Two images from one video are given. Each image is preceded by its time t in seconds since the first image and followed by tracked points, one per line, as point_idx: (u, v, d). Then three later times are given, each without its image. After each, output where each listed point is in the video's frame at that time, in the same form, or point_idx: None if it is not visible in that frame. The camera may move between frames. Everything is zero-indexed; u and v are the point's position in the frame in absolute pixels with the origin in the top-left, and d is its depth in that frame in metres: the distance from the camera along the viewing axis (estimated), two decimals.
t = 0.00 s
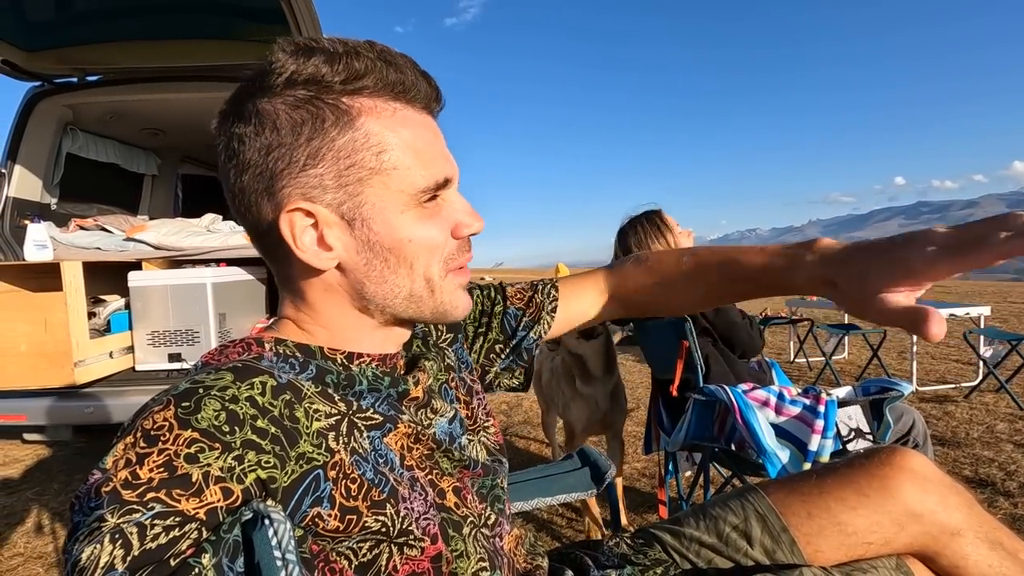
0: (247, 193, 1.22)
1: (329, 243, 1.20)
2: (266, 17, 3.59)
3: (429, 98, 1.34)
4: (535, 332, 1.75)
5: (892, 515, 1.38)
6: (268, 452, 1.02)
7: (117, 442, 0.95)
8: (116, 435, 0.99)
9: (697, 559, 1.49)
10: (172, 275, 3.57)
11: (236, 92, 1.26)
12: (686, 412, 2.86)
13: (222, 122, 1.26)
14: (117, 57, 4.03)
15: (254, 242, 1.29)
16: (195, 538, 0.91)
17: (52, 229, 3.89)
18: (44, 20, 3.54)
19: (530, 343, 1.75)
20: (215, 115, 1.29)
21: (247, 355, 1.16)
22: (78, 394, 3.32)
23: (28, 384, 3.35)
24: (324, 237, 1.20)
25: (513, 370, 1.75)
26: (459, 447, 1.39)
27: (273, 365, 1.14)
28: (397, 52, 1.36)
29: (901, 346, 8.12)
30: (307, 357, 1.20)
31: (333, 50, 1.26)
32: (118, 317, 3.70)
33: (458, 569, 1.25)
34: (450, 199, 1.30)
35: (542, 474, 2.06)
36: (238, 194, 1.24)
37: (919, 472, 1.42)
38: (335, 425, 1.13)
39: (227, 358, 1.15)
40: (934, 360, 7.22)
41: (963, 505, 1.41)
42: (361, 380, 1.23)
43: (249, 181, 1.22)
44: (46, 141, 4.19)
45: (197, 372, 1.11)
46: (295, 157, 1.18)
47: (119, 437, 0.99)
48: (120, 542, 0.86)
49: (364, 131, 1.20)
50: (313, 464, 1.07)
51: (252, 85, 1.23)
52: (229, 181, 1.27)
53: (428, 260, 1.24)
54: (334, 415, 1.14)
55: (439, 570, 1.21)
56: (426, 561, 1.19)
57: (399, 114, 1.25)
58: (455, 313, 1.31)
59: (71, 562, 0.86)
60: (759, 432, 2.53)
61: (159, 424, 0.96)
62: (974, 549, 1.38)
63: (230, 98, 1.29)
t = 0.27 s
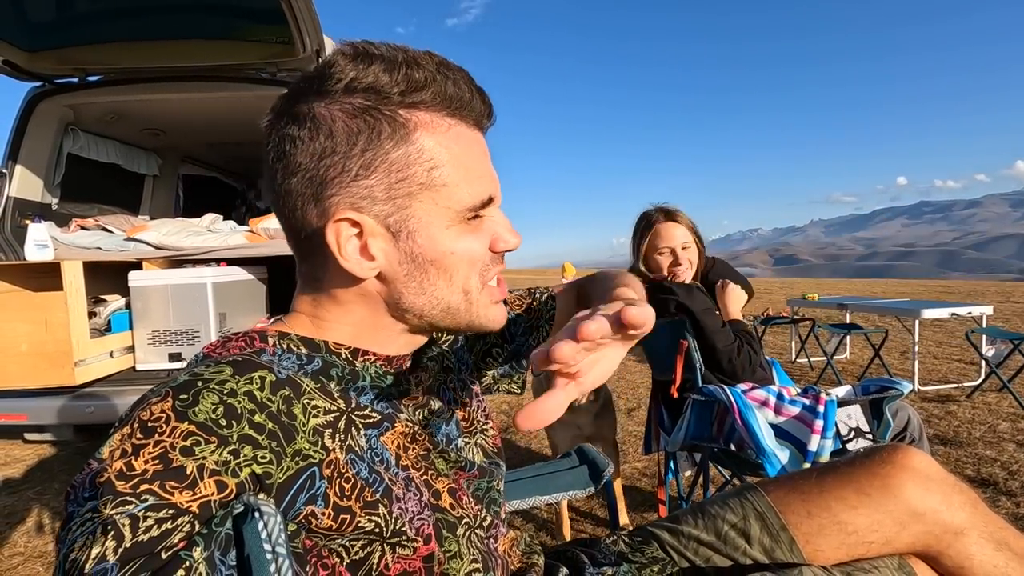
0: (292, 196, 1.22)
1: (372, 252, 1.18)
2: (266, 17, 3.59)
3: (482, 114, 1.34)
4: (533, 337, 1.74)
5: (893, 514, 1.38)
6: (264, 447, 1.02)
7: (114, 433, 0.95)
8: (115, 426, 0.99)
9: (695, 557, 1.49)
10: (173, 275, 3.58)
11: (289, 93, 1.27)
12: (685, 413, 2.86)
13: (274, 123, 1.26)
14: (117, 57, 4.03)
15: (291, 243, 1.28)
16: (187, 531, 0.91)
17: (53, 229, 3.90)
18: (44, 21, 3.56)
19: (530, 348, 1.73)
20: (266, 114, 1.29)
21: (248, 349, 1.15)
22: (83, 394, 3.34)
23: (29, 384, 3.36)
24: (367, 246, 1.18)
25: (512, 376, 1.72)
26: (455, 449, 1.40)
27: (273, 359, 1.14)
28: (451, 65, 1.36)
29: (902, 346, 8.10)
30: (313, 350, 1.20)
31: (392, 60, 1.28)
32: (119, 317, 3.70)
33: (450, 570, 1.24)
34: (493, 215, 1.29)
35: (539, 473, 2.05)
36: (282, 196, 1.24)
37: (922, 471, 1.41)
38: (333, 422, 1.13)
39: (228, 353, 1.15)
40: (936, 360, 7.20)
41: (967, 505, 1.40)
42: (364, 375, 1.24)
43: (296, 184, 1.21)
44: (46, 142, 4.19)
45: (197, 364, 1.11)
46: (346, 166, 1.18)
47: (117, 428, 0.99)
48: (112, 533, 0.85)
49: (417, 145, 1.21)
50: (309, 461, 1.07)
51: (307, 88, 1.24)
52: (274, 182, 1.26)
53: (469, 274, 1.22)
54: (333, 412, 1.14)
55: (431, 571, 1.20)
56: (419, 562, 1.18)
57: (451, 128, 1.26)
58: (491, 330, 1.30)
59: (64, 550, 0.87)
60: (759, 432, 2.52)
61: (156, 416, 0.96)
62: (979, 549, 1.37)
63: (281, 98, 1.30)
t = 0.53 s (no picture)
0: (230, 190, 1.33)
1: (261, 245, 1.23)
2: (266, 18, 3.59)
3: (372, 100, 1.23)
4: (527, 349, 1.83)
5: (894, 520, 1.37)
6: (255, 455, 1.01)
7: (104, 441, 0.94)
8: (106, 434, 0.99)
9: (694, 565, 1.47)
10: (174, 277, 3.57)
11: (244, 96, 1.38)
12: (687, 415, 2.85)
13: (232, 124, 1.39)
14: (118, 59, 4.03)
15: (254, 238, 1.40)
16: (177, 542, 0.91)
17: (54, 231, 3.90)
18: (44, 22, 3.56)
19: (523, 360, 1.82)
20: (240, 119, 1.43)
21: (239, 356, 1.15)
22: (80, 395, 3.30)
23: (30, 386, 3.36)
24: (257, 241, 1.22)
25: (506, 385, 1.80)
26: (450, 458, 1.39)
27: (265, 367, 1.13)
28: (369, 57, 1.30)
29: (906, 347, 8.07)
30: (300, 360, 1.20)
31: (301, 52, 1.27)
32: (119, 318, 3.70)
33: None
34: (380, 212, 1.20)
35: (540, 478, 2.04)
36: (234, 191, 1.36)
37: (922, 476, 1.41)
38: (326, 430, 1.12)
39: (219, 360, 1.14)
40: (940, 361, 7.18)
41: (967, 509, 1.40)
42: (352, 385, 1.23)
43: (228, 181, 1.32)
44: (47, 143, 4.20)
45: (189, 372, 1.10)
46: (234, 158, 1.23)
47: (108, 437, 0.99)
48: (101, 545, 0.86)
49: (274, 133, 1.17)
50: (300, 469, 1.06)
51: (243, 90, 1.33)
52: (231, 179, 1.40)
53: (328, 272, 1.16)
54: (325, 420, 1.13)
55: None
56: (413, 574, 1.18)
57: (317, 114, 1.17)
58: (377, 343, 1.20)
59: (54, 561, 0.89)
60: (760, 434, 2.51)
61: (146, 424, 0.95)
62: (979, 554, 1.37)
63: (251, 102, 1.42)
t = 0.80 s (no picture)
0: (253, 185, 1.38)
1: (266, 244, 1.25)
2: (268, 20, 3.60)
3: (388, 119, 1.22)
4: (526, 345, 1.83)
5: (893, 524, 1.38)
6: (257, 460, 1.01)
7: (107, 444, 0.94)
8: (109, 436, 0.98)
9: (693, 569, 1.46)
10: (177, 278, 3.58)
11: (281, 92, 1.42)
12: (689, 416, 2.85)
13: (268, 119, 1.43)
14: (120, 61, 4.04)
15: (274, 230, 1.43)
16: (179, 548, 0.90)
17: (56, 232, 3.91)
18: (47, 25, 3.57)
19: (522, 356, 1.81)
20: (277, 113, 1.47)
21: (243, 360, 1.15)
22: (85, 397, 3.31)
23: (32, 388, 3.36)
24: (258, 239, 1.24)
25: (504, 382, 1.77)
26: (452, 462, 1.38)
27: (268, 370, 1.13)
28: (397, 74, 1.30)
29: (908, 348, 8.06)
30: (304, 363, 1.20)
31: (333, 59, 1.28)
32: (121, 320, 3.71)
33: None
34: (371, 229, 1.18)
35: (541, 481, 2.05)
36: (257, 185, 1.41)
37: (921, 480, 1.42)
38: (328, 435, 1.12)
39: (223, 363, 1.14)
40: (942, 363, 7.16)
41: (966, 513, 1.41)
42: (358, 388, 1.23)
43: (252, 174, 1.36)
44: (49, 145, 4.21)
45: (192, 374, 1.10)
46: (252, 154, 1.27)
47: (111, 438, 0.98)
48: (104, 549, 0.85)
49: (285, 138, 1.18)
50: (302, 475, 1.06)
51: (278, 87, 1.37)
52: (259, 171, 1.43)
53: (321, 285, 1.16)
54: (328, 425, 1.13)
55: None
56: None
57: (328, 126, 1.18)
58: (355, 365, 1.18)
59: (54, 565, 0.88)
60: (762, 435, 2.51)
61: (149, 426, 0.95)
62: (978, 558, 1.38)
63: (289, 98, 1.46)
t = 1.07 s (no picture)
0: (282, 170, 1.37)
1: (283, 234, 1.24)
2: (268, 21, 3.60)
3: (427, 128, 1.23)
4: (518, 340, 1.83)
5: (889, 523, 1.37)
6: (253, 456, 1.01)
7: (104, 440, 0.95)
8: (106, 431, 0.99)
9: (691, 570, 1.46)
10: (177, 278, 3.58)
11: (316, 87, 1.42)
12: (689, 416, 2.86)
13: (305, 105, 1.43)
14: (121, 62, 4.06)
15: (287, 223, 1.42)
16: (176, 543, 0.90)
17: (57, 233, 3.92)
18: (48, 26, 3.58)
19: (514, 348, 1.81)
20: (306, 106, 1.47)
21: (240, 356, 1.15)
22: (90, 397, 3.31)
23: (32, 387, 3.37)
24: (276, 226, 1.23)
25: (498, 379, 1.78)
26: (449, 460, 1.38)
27: (266, 367, 1.13)
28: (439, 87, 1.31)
29: (909, 349, 8.05)
30: (302, 361, 1.20)
31: (379, 64, 1.30)
32: (121, 320, 3.72)
33: None
34: (390, 234, 1.19)
35: (539, 480, 2.04)
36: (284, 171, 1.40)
37: (917, 479, 1.42)
38: (326, 431, 1.12)
39: (220, 359, 1.15)
40: (943, 364, 7.14)
41: (962, 512, 1.41)
42: (355, 386, 1.23)
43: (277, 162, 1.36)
44: (50, 146, 4.22)
45: (189, 371, 1.10)
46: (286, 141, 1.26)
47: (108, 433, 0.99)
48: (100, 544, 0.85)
49: (321, 131, 1.19)
50: (298, 471, 1.06)
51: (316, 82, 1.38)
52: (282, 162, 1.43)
53: (337, 282, 1.15)
54: (326, 421, 1.13)
55: None
56: None
57: (368, 127, 1.19)
58: (355, 364, 1.18)
59: (50, 559, 0.88)
60: (761, 436, 2.51)
61: (146, 422, 0.96)
62: (974, 557, 1.37)
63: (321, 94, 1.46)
